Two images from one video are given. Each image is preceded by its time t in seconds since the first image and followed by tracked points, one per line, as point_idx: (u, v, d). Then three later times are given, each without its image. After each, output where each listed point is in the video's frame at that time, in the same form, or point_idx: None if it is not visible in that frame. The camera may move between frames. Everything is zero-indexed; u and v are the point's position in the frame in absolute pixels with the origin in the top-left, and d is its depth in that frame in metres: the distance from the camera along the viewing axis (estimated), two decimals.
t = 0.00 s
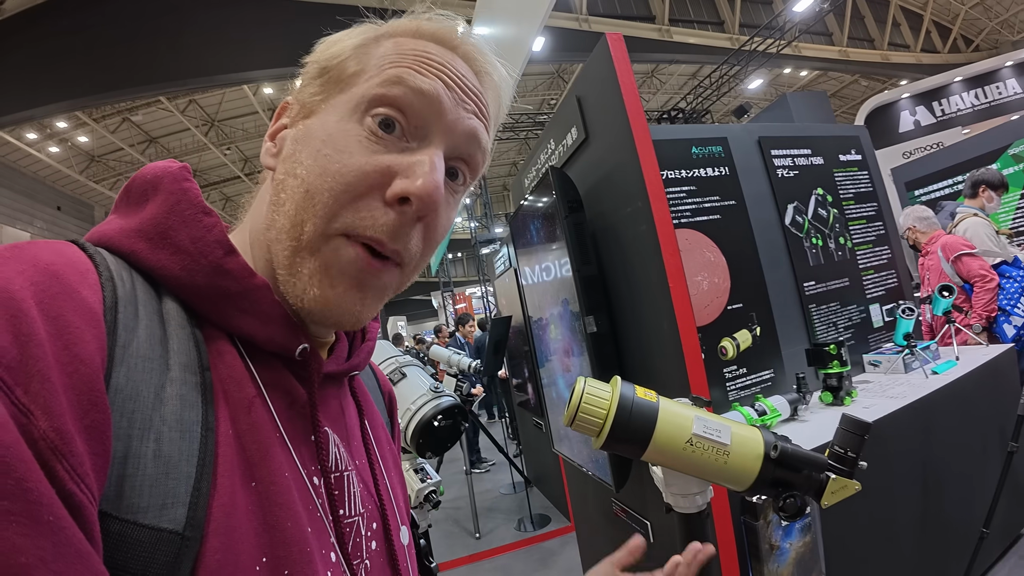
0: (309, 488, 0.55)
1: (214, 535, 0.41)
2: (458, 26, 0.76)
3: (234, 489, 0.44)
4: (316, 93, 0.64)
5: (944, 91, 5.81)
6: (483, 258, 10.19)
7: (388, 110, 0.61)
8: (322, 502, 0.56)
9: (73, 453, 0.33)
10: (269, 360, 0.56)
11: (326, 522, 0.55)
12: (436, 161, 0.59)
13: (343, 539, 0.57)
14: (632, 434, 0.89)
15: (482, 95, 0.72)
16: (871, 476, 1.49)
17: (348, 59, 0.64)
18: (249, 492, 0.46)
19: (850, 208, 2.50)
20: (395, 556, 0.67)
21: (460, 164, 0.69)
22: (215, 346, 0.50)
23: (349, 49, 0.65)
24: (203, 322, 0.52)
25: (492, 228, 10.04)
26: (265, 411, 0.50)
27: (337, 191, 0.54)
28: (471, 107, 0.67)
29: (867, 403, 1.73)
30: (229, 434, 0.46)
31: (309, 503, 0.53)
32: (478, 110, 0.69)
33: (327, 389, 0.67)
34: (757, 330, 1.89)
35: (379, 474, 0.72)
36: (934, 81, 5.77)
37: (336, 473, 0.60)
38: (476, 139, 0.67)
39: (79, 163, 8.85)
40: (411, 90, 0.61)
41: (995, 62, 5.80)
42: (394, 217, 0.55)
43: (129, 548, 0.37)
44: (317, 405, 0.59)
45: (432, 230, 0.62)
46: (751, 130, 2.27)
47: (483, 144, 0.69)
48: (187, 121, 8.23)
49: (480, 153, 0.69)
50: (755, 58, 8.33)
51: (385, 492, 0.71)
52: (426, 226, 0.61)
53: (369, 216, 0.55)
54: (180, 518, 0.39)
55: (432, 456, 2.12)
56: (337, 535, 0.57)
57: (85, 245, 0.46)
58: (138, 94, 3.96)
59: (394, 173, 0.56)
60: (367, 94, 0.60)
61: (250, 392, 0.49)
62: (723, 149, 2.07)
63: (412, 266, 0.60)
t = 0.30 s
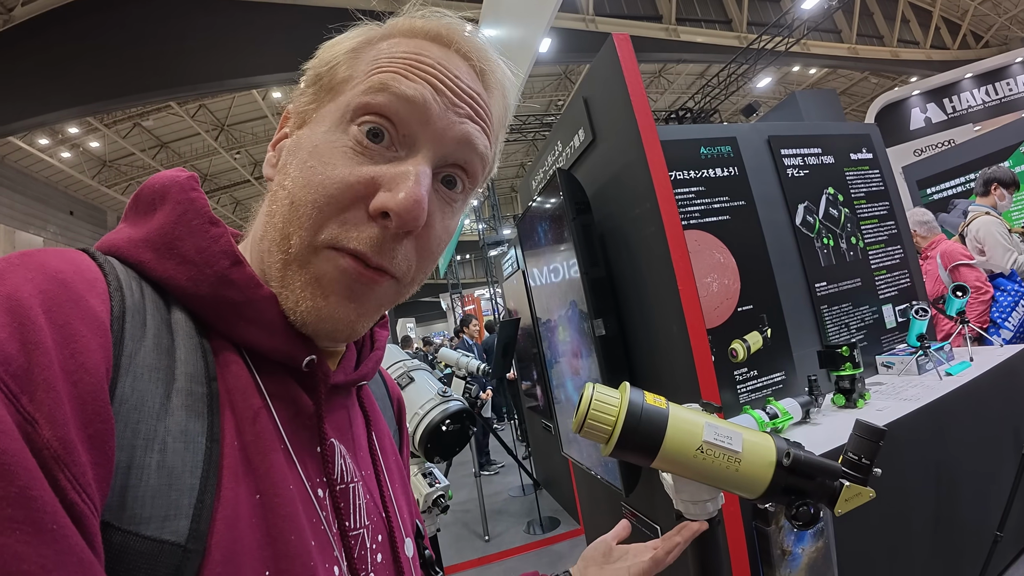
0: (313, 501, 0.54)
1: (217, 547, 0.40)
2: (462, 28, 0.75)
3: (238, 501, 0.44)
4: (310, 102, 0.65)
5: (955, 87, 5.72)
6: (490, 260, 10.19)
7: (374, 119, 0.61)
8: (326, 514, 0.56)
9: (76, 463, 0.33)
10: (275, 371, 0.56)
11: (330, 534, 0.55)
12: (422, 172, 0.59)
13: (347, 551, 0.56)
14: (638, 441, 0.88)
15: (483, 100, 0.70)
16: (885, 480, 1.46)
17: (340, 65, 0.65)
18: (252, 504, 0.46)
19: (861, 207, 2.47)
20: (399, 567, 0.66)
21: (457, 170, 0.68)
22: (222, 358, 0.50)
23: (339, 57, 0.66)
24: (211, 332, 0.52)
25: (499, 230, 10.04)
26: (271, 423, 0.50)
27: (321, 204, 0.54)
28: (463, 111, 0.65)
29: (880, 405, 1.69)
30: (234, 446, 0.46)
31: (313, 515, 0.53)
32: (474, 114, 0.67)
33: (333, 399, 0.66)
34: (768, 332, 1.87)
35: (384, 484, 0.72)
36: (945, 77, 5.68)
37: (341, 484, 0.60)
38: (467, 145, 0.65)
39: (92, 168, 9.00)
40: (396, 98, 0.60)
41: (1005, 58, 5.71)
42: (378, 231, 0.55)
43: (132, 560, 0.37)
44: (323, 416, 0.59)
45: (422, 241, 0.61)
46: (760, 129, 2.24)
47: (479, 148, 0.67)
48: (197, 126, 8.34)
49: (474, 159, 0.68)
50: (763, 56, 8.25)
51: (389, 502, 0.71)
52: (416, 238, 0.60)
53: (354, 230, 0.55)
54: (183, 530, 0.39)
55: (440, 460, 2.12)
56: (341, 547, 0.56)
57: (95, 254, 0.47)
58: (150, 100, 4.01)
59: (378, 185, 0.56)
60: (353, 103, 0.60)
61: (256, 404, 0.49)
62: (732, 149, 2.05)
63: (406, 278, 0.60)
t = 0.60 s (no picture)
0: (317, 501, 0.55)
1: (223, 547, 0.41)
2: (459, 28, 0.76)
3: (244, 502, 0.45)
4: (311, 106, 0.66)
5: (964, 85, 5.67)
6: (498, 261, 10.21)
7: (375, 118, 0.61)
8: (329, 516, 0.56)
9: (86, 463, 0.34)
10: (281, 374, 0.57)
11: (334, 535, 0.56)
12: (424, 168, 0.60)
13: (350, 553, 0.57)
14: (640, 441, 0.88)
15: (482, 97, 0.71)
16: (894, 482, 1.45)
17: (340, 70, 0.66)
18: (258, 504, 0.46)
19: (870, 207, 2.45)
20: (403, 567, 0.67)
21: (458, 167, 0.69)
22: (229, 361, 0.51)
23: (338, 60, 0.67)
24: (219, 336, 0.53)
25: (506, 231, 10.05)
26: (276, 425, 0.51)
27: (325, 206, 0.55)
28: (461, 108, 0.66)
29: (891, 407, 1.68)
30: (240, 447, 0.47)
31: (317, 516, 0.54)
32: (473, 111, 0.68)
33: (338, 402, 0.67)
34: (776, 333, 1.86)
35: (389, 486, 0.73)
36: (954, 74, 5.63)
37: (345, 485, 0.61)
38: (467, 141, 0.66)
39: (103, 173, 9.13)
40: (395, 97, 0.61)
41: (1015, 55, 5.67)
42: (383, 230, 0.55)
43: (139, 558, 0.37)
44: (328, 419, 0.60)
45: (423, 238, 0.62)
46: (767, 129, 2.23)
47: (478, 144, 0.68)
48: (207, 130, 8.43)
49: (475, 156, 0.68)
50: (771, 55, 8.21)
51: (394, 503, 0.71)
52: (419, 235, 0.61)
53: (357, 229, 0.55)
54: (189, 529, 0.40)
55: (447, 461, 2.12)
56: (344, 548, 0.57)
57: (106, 259, 0.48)
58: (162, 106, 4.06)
59: (381, 184, 0.57)
60: (353, 104, 0.61)
61: (261, 406, 0.50)
62: (739, 149, 2.04)
63: (408, 276, 0.60)
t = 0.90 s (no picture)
0: (321, 504, 0.55)
1: (225, 549, 0.41)
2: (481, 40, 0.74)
3: (248, 504, 0.45)
4: (347, 111, 0.58)
5: (975, 83, 5.58)
6: (504, 263, 10.20)
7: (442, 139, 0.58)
8: (335, 518, 0.56)
9: (88, 465, 0.34)
10: (286, 376, 0.57)
11: (338, 537, 0.56)
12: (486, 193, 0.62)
13: (355, 555, 0.57)
14: (649, 444, 0.87)
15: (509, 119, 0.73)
16: (906, 485, 1.42)
17: (386, 75, 0.58)
18: (261, 507, 0.46)
19: (880, 206, 2.42)
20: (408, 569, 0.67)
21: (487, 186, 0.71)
22: (233, 363, 0.52)
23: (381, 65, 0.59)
24: (223, 338, 0.54)
25: (512, 232, 10.04)
26: (280, 427, 0.51)
27: (397, 227, 0.55)
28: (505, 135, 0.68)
29: (902, 409, 1.66)
30: (244, 450, 0.47)
31: (321, 518, 0.54)
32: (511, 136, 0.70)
33: (343, 404, 0.67)
34: (785, 334, 1.84)
35: (395, 488, 0.73)
36: (963, 73, 5.54)
37: (350, 488, 0.61)
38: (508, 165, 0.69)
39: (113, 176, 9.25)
40: (464, 121, 0.59)
41: None
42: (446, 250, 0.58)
43: (142, 560, 0.38)
44: (332, 421, 0.60)
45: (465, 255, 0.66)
46: (775, 129, 2.21)
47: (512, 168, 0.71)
48: (216, 134, 8.52)
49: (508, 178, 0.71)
50: (778, 55, 8.16)
51: (399, 505, 0.71)
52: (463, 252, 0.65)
53: (425, 250, 0.57)
54: (193, 531, 0.40)
55: (454, 463, 2.12)
56: (349, 551, 0.57)
57: (111, 262, 0.48)
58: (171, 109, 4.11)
59: (451, 207, 0.58)
60: (419, 122, 0.57)
61: (265, 408, 0.50)
62: (747, 149, 2.02)
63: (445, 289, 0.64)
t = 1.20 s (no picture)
0: (327, 502, 0.55)
1: (233, 550, 0.41)
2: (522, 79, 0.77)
3: (253, 504, 0.44)
4: (429, 155, 0.58)
5: (983, 83, 5.46)
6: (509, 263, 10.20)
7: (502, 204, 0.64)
8: (340, 517, 0.56)
9: (93, 471, 0.34)
10: (290, 375, 0.57)
11: (344, 535, 0.55)
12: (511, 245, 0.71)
13: (361, 554, 0.56)
14: (658, 444, 0.86)
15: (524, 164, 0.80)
16: (916, 489, 1.40)
17: (473, 129, 0.60)
18: (267, 506, 0.46)
19: (889, 207, 2.38)
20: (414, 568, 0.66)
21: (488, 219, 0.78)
22: (237, 363, 0.52)
23: (469, 116, 0.60)
24: (226, 338, 0.53)
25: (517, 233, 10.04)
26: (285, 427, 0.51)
27: (452, 276, 0.62)
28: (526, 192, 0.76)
29: (911, 411, 1.63)
30: (249, 450, 0.47)
31: (326, 517, 0.53)
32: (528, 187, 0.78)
33: (347, 402, 0.67)
34: (793, 335, 1.82)
35: (399, 486, 0.73)
36: (973, 72, 5.44)
37: (356, 486, 0.60)
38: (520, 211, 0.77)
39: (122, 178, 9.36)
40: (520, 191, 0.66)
41: None
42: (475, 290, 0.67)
43: (150, 563, 0.38)
44: (337, 419, 0.59)
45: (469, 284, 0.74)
46: (782, 129, 2.19)
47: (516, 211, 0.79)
48: (224, 136, 8.61)
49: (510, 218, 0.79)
50: (786, 55, 8.10)
51: (404, 504, 0.71)
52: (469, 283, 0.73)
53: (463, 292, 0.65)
54: (200, 534, 0.40)
55: (460, 463, 2.12)
56: (355, 549, 0.56)
57: (110, 263, 0.48)
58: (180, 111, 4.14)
59: (490, 258, 0.66)
60: (490, 187, 0.61)
61: (269, 408, 0.50)
62: (754, 149, 2.00)
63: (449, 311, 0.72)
